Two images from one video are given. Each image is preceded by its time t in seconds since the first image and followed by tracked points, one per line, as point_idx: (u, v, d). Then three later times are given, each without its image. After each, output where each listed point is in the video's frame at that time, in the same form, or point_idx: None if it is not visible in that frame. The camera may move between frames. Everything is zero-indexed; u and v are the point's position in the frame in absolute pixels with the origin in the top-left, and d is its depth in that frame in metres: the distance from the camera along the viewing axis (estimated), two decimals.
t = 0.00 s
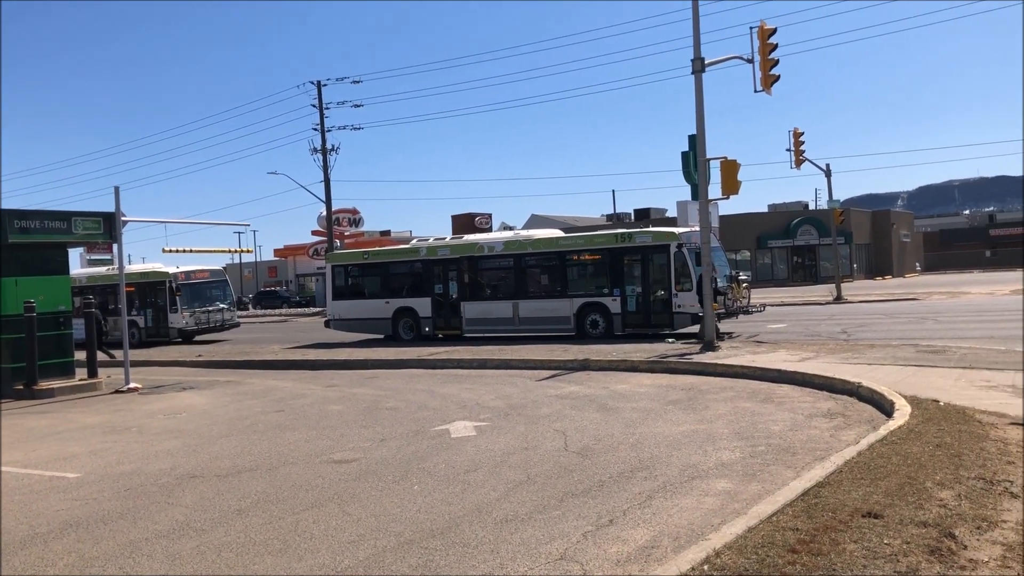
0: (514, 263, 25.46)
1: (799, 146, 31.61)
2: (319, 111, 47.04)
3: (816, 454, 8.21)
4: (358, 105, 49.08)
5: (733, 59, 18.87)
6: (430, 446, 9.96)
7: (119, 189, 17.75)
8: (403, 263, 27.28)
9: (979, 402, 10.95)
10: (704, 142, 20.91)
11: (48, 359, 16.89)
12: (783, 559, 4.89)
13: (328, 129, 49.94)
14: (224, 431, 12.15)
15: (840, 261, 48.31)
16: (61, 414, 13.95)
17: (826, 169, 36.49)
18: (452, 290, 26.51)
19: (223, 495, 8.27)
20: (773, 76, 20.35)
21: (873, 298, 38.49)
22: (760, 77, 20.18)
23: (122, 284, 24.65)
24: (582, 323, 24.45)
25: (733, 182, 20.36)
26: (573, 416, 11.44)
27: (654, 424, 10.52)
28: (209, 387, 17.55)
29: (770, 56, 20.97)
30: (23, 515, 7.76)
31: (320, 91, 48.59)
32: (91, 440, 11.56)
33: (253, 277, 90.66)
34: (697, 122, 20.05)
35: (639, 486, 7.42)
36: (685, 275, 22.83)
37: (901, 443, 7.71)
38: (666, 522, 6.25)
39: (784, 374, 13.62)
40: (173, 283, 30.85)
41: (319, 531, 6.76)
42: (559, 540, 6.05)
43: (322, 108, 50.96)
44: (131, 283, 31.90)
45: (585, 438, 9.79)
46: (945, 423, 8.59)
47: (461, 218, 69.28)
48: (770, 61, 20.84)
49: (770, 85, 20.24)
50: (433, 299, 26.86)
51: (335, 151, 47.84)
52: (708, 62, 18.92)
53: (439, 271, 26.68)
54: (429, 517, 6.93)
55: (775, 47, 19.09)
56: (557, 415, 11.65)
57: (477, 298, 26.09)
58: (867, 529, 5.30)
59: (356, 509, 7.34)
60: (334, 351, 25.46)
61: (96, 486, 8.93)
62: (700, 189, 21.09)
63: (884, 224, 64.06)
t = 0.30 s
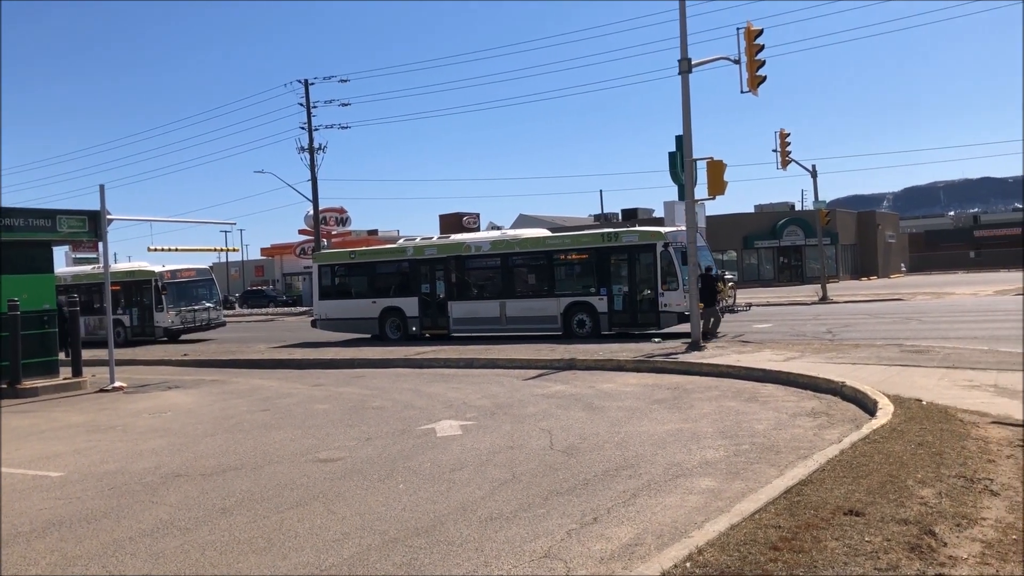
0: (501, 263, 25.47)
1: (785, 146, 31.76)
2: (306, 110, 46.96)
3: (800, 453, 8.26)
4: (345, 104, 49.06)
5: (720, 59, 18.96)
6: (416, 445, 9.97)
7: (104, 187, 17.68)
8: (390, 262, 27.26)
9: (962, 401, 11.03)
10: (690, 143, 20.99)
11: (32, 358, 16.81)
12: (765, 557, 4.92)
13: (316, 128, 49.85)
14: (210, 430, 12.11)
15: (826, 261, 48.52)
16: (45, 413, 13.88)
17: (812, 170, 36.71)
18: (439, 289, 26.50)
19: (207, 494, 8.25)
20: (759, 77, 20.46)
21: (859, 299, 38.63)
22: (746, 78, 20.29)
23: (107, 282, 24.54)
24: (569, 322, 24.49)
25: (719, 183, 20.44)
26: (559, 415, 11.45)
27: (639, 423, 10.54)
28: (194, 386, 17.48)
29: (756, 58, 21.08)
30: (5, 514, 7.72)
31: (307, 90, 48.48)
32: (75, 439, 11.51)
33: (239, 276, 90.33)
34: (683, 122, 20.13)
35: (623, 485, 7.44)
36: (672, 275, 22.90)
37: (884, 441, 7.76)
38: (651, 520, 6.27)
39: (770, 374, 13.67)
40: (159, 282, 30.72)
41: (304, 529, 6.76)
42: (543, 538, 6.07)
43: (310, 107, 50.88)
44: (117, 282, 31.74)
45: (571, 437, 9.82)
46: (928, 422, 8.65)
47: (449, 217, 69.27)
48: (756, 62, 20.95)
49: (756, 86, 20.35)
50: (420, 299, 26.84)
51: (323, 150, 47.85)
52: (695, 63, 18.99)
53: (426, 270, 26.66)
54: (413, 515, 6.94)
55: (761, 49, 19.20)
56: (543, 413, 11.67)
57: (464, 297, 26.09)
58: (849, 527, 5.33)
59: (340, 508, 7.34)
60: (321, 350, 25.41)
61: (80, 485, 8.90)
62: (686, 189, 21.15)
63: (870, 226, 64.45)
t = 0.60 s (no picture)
0: (488, 263, 25.45)
1: (771, 148, 31.89)
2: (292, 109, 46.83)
3: (785, 455, 8.28)
4: (331, 104, 48.96)
5: (706, 62, 19.01)
6: (400, 447, 9.93)
7: (88, 186, 17.55)
8: (376, 262, 27.19)
9: (945, 404, 11.10)
10: (677, 144, 21.04)
11: (13, 357, 16.66)
12: (749, 559, 4.92)
13: (302, 128, 49.70)
14: (193, 431, 12.03)
15: (812, 263, 48.74)
16: (27, 414, 13.75)
17: (798, 172, 36.90)
18: (425, 290, 26.45)
19: (190, 496, 8.18)
20: (745, 80, 20.55)
21: (844, 300, 38.81)
22: (733, 80, 20.37)
23: (91, 281, 24.36)
24: (555, 323, 24.51)
25: (705, 185, 20.50)
26: (545, 417, 11.44)
27: (625, 424, 10.54)
28: (178, 386, 17.37)
29: (743, 60, 21.16)
30: None
31: (293, 89, 48.33)
32: (57, 440, 11.40)
33: (225, 275, 89.90)
34: (669, 124, 20.17)
35: (609, 486, 7.44)
36: (658, 276, 22.95)
37: (868, 443, 7.78)
38: (635, 522, 6.26)
39: (755, 375, 13.71)
40: (143, 281, 30.53)
41: (286, 532, 6.71)
42: (527, 540, 6.06)
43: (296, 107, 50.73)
44: (100, 281, 31.52)
45: (556, 438, 9.80)
46: (911, 424, 8.70)
47: (435, 218, 69.19)
48: (742, 64, 21.03)
49: (742, 89, 20.44)
50: (406, 299, 26.80)
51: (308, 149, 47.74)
52: (682, 65, 19.04)
53: (413, 270, 26.62)
54: (397, 517, 6.91)
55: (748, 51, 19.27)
56: (529, 415, 11.66)
57: (450, 298, 26.05)
58: (832, 529, 5.34)
59: (324, 510, 7.30)
60: (306, 350, 25.31)
61: (61, 487, 8.81)
62: (672, 191, 21.20)
63: (855, 228, 64.79)
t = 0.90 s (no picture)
0: (472, 268, 25.36)
1: (755, 155, 31.99)
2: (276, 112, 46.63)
3: (767, 462, 8.24)
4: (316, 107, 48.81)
5: (691, 68, 19.00)
6: (381, 453, 9.83)
7: (67, 187, 17.34)
8: (359, 266, 27.05)
9: (928, 411, 11.10)
10: (662, 150, 21.02)
11: None
12: (732, 569, 4.85)
13: (285, 131, 49.49)
14: (172, 436, 11.88)
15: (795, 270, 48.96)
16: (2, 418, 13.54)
17: (782, 179, 37.04)
18: (409, 294, 26.33)
19: (166, 502, 8.05)
20: (730, 86, 20.59)
21: (827, 307, 38.96)
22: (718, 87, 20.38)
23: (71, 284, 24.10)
24: (539, 328, 24.46)
25: (689, 191, 20.49)
26: (527, 422, 11.36)
27: (608, 430, 10.48)
28: (157, 390, 17.17)
29: (727, 67, 21.18)
30: None
31: (277, 92, 48.12)
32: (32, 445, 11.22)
33: (207, 279, 89.34)
34: (654, 129, 20.16)
35: (591, 494, 7.37)
36: (642, 282, 22.95)
37: (851, 451, 7.74)
38: (617, 530, 6.19)
39: (738, 382, 13.68)
40: (124, 284, 30.25)
41: (263, 539, 6.61)
42: (508, 548, 5.97)
43: (280, 110, 50.52)
44: (80, 284, 31.22)
45: (539, 445, 9.73)
46: (894, 431, 8.67)
47: (420, 222, 69.04)
48: (727, 71, 21.05)
49: (727, 95, 20.47)
50: (389, 303, 26.68)
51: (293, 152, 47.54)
52: (667, 70, 19.03)
53: (396, 275, 26.50)
54: (376, 525, 6.81)
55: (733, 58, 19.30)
56: (512, 421, 11.57)
57: (433, 302, 25.94)
58: (816, 538, 5.29)
59: (302, 517, 7.20)
60: (288, 355, 25.14)
61: (35, 493, 8.66)
62: (657, 197, 21.18)
63: (838, 235, 65.16)
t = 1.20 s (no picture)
0: (445, 275, 25.23)
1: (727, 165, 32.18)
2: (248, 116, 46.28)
3: (740, 473, 8.18)
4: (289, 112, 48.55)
5: (665, 77, 19.02)
6: (350, 463, 9.67)
7: (31, 191, 16.99)
8: (330, 273, 26.83)
9: (898, 421, 11.14)
10: (636, 159, 21.03)
11: None
12: None
13: (257, 135, 49.10)
14: (136, 445, 11.62)
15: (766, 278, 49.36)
16: None
17: (754, 188, 37.27)
18: (380, 301, 26.13)
19: (128, 514, 7.84)
20: (703, 96, 20.65)
21: (797, 316, 39.23)
22: (692, 96, 20.45)
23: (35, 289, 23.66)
24: (512, 336, 24.39)
25: (662, 200, 20.51)
26: (499, 432, 11.24)
27: (581, 440, 10.39)
28: (123, 398, 16.84)
29: (701, 76, 21.25)
30: None
31: (249, 97, 47.76)
32: None
33: (178, 284, 88.40)
34: (628, 138, 20.16)
35: (562, 506, 7.27)
36: (615, 290, 22.96)
37: (823, 462, 7.68)
38: (589, 544, 6.09)
39: (710, 392, 13.65)
40: (91, 289, 29.75)
41: (227, 553, 6.44)
42: (479, 563, 5.85)
43: (252, 115, 50.18)
44: (46, 289, 30.67)
45: (511, 455, 9.61)
46: (866, 442, 8.65)
47: (393, 229, 68.77)
48: (701, 80, 21.12)
49: (701, 105, 20.54)
50: (361, 310, 26.47)
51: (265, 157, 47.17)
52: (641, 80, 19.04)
53: (368, 281, 26.30)
54: (343, 539, 6.66)
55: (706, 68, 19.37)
56: (484, 430, 11.45)
57: (406, 310, 25.76)
58: (790, 553, 5.22)
59: (267, 530, 7.03)
60: (257, 362, 24.84)
61: None
62: (630, 205, 21.17)
63: (807, 245, 65.46)
